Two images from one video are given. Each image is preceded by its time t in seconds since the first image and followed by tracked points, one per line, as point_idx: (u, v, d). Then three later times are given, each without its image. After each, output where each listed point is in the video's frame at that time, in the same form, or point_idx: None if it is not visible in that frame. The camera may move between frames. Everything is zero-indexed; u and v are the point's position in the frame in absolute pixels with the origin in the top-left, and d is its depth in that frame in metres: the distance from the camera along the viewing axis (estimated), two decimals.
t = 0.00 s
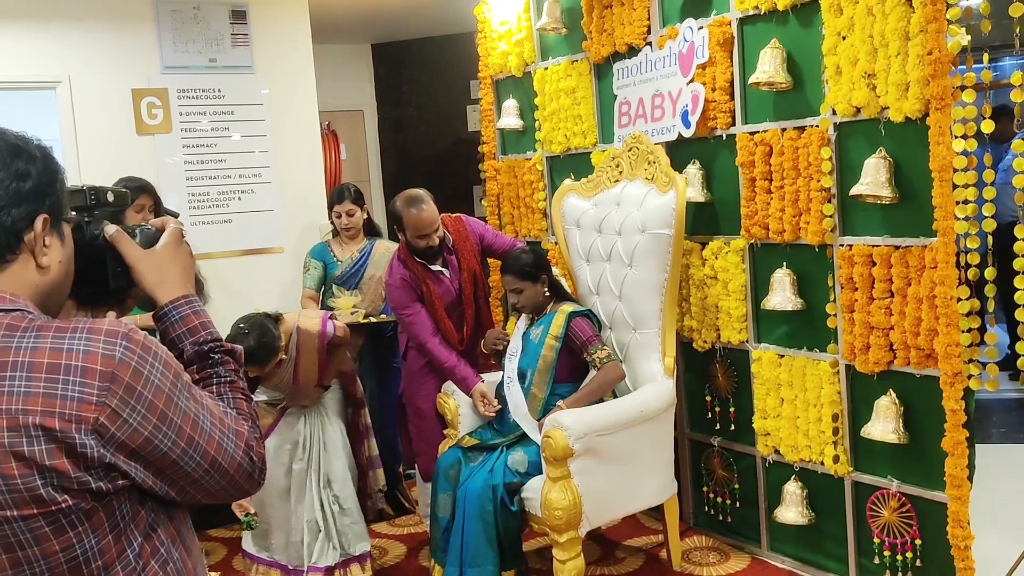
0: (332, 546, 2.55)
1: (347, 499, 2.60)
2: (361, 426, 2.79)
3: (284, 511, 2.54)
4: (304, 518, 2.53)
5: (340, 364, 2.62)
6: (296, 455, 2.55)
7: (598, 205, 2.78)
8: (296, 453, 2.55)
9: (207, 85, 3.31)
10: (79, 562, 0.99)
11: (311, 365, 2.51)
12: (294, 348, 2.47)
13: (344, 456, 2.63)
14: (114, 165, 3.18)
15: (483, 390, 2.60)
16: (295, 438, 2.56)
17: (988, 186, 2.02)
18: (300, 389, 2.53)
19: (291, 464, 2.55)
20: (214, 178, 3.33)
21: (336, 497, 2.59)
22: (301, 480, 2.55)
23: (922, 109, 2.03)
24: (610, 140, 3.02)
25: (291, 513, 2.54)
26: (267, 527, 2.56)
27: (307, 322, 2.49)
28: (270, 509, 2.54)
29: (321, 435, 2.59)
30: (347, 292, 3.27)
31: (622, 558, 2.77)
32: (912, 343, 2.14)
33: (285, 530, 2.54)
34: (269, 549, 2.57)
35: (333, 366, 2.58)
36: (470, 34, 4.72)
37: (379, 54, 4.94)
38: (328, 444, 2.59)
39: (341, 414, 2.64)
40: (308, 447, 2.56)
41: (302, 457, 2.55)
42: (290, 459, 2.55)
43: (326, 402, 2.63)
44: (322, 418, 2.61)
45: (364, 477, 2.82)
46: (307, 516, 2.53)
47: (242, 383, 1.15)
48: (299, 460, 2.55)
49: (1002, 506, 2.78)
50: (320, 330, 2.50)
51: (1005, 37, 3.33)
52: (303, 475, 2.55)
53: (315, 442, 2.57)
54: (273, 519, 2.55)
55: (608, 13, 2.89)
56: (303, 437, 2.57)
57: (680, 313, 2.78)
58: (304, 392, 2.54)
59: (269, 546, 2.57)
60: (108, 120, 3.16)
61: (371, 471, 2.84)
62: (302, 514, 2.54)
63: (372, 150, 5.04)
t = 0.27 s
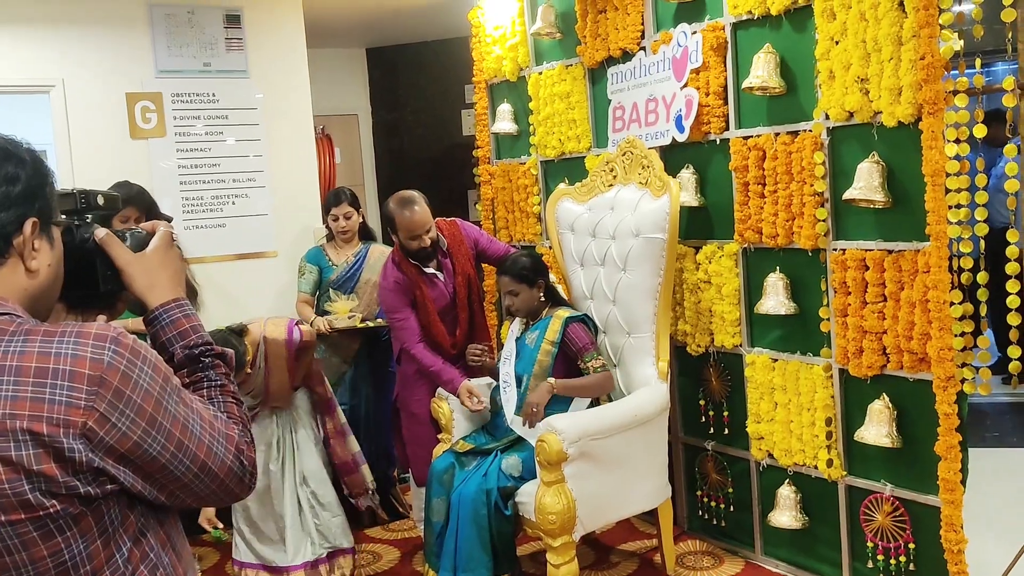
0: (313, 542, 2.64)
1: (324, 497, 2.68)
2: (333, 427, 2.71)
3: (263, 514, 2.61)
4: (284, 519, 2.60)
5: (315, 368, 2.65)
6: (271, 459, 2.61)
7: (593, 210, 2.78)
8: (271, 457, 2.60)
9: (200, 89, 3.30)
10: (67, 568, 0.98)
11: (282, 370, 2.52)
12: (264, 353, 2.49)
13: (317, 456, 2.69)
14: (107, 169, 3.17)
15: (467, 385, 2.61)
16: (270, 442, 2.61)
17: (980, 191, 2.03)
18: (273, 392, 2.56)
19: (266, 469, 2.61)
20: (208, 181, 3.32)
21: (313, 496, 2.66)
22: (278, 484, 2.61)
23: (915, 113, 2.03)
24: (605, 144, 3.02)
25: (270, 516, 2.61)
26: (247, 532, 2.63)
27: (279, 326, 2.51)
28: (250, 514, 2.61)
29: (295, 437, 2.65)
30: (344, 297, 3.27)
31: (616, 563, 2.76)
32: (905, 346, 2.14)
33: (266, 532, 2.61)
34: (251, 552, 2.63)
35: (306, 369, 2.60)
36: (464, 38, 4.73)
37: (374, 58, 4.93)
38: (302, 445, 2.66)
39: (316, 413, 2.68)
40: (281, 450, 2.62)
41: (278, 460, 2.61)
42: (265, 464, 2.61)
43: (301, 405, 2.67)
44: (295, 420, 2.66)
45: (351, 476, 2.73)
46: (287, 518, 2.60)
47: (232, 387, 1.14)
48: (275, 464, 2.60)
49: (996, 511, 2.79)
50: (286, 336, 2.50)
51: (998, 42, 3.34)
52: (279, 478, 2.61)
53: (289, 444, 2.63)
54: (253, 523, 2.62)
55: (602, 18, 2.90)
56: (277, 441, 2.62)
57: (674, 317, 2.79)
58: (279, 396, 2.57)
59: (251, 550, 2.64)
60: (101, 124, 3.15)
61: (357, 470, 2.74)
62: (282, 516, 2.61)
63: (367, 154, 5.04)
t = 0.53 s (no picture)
0: (295, 550, 2.66)
1: (306, 508, 2.70)
2: (313, 442, 2.70)
3: (248, 518, 2.63)
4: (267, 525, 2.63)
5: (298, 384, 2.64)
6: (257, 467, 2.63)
7: (587, 212, 2.78)
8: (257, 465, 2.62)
9: (194, 92, 3.29)
10: (59, 572, 0.98)
11: (265, 395, 2.52)
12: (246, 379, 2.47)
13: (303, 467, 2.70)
14: (101, 172, 3.16)
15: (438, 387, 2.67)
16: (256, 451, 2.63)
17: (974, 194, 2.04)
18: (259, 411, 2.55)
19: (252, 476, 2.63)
20: (202, 184, 3.31)
21: (297, 505, 2.68)
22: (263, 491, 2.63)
23: (907, 117, 2.04)
24: (599, 147, 3.02)
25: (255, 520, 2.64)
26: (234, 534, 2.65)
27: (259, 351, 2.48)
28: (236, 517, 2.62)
29: (281, 447, 2.67)
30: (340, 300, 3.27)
31: (611, 566, 2.76)
32: (898, 349, 2.14)
33: (251, 533, 2.63)
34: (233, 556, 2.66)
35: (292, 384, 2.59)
36: (459, 41, 4.73)
37: (368, 61, 4.93)
38: (288, 455, 2.68)
39: (299, 428, 2.69)
40: (268, 458, 2.64)
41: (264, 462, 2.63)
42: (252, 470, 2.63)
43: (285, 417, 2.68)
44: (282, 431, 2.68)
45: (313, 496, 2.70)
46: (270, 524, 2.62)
47: (225, 390, 1.14)
48: (261, 472, 2.62)
49: (990, 513, 2.79)
50: (267, 364, 2.47)
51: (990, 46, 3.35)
52: (265, 485, 2.63)
53: (275, 454, 2.65)
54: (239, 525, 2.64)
55: (597, 21, 2.90)
56: (264, 449, 2.64)
57: (668, 319, 2.79)
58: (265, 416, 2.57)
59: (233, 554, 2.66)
60: (95, 126, 3.14)
61: (318, 492, 2.71)
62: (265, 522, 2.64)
63: (362, 157, 5.03)
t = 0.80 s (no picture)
0: (295, 556, 2.66)
1: (306, 514, 2.70)
2: (313, 450, 2.70)
3: (248, 522, 2.63)
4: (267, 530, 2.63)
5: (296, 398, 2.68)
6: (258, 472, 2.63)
7: (585, 213, 2.78)
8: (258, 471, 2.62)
9: (193, 93, 3.29)
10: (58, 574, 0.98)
11: (259, 419, 2.53)
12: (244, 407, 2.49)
13: (304, 474, 2.70)
14: (100, 173, 3.16)
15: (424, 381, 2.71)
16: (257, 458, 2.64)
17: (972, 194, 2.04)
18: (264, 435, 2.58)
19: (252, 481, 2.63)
20: (200, 185, 3.31)
21: (298, 511, 2.68)
22: (264, 496, 2.63)
23: (906, 117, 2.04)
24: (598, 148, 3.02)
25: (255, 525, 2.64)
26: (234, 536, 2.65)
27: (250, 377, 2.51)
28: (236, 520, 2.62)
29: (283, 454, 2.67)
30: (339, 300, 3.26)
31: (610, 566, 2.76)
32: (897, 349, 2.14)
33: (250, 535, 2.63)
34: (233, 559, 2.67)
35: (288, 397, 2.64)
36: (457, 42, 4.73)
37: (367, 62, 4.93)
38: (290, 462, 2.67)
39: (300, 436, 2.70)
40: (269, 464, 2.64)
41: (265, 466, 2.64)
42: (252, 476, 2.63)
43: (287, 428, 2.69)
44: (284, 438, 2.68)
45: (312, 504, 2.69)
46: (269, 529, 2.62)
47: (225, 392, 1.14)
48: (262, 477, 2.62)
49: (988, 513, 2.79)
50: (257, 389, 2.49)
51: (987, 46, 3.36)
52: (265, 491, 2.63)
53: (276, 461, 2.65)
54: (240, 527, 2.64)
55: (595, 23, 2.90)
56: (265, 456, 2.64)
57: (667, 320, 2.79)
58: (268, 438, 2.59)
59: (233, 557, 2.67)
60: (93, 127, 3.14)
61: (318, 500, 2.69)
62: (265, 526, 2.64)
63: (360, 158, 5.03)
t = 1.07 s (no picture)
0: (294, 557, 2.67)
1: (305, 516, 2.71)
2: (313, 453, 2.71)
3: (249, 522, 2.62)
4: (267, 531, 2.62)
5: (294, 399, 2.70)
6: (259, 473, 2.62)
7: (585, 213, 2.78)
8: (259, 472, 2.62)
9: (193, 93, 3.29)
10: None
11: (257, 424, 2.52)
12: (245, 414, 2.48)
13: (304, 475, 2.70)
14: (99, 173, 3.16)
15: (421, 376, 2.71)
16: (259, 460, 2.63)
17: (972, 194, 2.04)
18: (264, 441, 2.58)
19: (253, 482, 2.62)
20: (200, 186, 3.31)
21: (297, 512, 2.69)
22: (265, 498, 2.62)
23: (906, 117, 2.04)
24: (597, 148, 3.02)
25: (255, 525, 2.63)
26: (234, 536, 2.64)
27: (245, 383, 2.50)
28: (237, 521, 2.62)
29: (284, 456, 2.67)
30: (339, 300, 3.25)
31: (610, 567, 2.76)
32: (897, 349, 2.14)
33: (251, 536, 2.63)
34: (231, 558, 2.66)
35: (285, 400, 2.67)
36: (457, 42, 4.73)
37: (366, 62, 4.93)
38: (291, 463, 2.67)
39: (300, 438, 2.70)
40: (270, 466, 2.64)
41: (265, 467, 2.63)
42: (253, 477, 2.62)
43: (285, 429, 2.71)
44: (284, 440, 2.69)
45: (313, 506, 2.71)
46: (270, 530, 2.62)
47: (226, 393, 1.14)
48: (262, 479, 2.61)
49: (988, 513, 2.80)
50: (251, 397, 2.49)
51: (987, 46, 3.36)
52: (266, 493, 2.62)
53: (277, 463, 2.65)
54: (240, 528, 2.63)
55: (595, 22, 2.90)
56: (266, 458, 2.64)
57: (667, 320, 2.79)
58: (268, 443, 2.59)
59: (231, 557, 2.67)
60: (93, 128, 3.14)
61: (319, 502, 2.71)
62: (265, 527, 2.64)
63: (360, 158, 5.03)
